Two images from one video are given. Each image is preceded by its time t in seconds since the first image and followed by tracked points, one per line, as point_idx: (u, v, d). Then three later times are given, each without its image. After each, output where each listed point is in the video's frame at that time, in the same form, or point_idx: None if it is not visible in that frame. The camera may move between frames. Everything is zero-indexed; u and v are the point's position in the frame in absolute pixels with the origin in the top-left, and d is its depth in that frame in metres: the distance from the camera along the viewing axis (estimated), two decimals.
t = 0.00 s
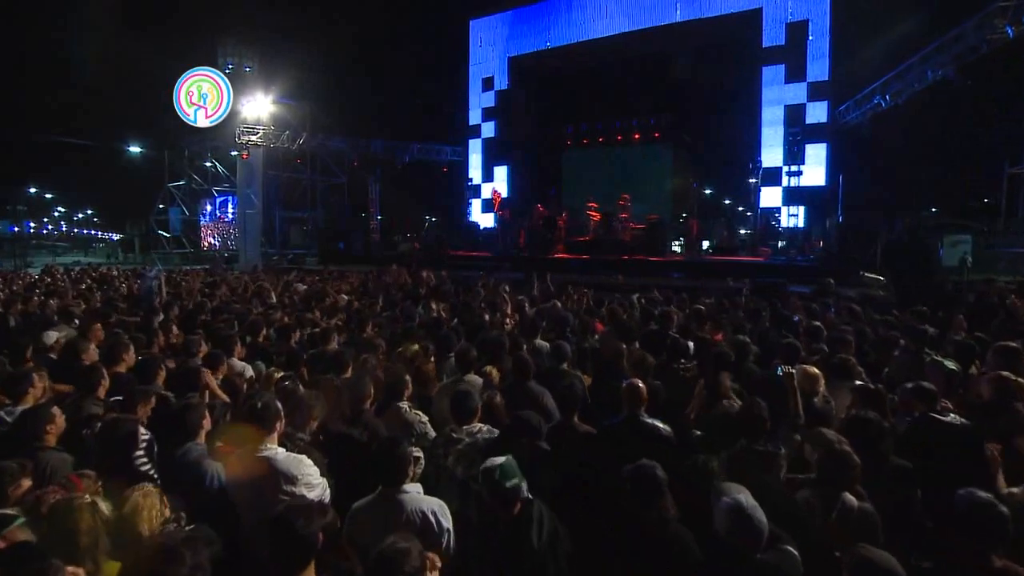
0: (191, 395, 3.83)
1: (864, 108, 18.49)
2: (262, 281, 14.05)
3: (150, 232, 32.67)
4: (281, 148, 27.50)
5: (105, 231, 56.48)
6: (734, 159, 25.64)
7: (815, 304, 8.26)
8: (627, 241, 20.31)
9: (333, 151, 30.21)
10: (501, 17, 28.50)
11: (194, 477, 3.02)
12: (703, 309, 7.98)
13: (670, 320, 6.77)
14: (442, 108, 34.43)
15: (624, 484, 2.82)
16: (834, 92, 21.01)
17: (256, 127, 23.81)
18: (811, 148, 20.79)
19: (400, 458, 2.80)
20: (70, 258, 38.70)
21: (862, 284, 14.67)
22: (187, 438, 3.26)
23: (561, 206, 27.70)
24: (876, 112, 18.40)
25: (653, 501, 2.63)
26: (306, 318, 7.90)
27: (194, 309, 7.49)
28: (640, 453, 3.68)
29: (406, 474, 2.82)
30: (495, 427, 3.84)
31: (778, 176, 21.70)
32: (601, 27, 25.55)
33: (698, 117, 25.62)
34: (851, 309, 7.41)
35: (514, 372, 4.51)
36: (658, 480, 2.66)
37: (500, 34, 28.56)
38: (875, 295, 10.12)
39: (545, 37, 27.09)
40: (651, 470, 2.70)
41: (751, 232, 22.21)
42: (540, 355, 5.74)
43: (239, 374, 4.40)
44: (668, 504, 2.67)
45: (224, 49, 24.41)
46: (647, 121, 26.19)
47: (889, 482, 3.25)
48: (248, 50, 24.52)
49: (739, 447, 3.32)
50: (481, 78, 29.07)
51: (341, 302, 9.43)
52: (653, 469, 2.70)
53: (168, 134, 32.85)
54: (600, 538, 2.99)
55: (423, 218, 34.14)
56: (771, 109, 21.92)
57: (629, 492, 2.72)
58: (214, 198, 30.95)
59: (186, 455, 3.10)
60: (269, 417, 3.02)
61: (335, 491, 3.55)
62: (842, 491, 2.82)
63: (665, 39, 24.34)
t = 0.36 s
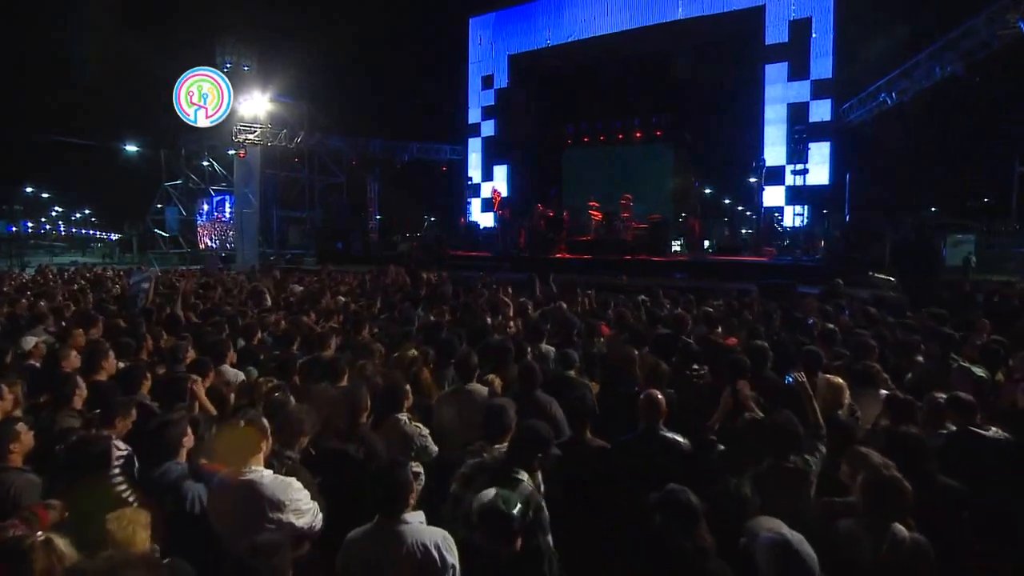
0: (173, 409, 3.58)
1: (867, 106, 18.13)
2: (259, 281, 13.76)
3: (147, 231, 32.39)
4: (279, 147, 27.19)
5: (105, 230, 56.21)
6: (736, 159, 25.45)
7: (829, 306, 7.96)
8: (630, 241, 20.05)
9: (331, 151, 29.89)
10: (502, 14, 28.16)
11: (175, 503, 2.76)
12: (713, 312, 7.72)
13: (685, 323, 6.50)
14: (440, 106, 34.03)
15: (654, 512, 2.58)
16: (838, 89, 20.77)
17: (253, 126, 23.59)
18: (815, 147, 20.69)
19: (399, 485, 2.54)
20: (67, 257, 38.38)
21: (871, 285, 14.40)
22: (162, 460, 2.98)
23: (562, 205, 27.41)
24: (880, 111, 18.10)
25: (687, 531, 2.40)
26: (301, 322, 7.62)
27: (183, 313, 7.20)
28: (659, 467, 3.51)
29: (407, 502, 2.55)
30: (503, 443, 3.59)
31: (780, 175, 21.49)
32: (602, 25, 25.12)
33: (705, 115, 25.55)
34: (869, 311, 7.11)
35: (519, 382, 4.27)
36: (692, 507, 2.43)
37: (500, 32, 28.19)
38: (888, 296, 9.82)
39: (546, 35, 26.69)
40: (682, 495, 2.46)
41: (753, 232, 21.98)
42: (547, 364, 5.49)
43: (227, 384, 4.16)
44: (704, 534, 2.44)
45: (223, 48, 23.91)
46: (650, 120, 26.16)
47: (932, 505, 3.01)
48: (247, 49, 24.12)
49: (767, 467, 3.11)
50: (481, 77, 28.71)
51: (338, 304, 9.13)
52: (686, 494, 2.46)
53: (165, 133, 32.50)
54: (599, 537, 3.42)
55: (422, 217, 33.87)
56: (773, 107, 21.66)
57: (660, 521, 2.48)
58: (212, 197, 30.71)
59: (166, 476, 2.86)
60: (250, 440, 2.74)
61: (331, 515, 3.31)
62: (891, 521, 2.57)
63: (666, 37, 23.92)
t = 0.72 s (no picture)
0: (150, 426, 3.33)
1: (871, 104, 17.87)
2: (255, 282, 13.52)
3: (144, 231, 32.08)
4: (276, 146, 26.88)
5: (106, 230, 55.87)
6: (737, 159, 25.25)
7: (842, 308, 7.71)
8: (631, 240, 19.80)
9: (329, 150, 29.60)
10: (501, 13, 27.89)
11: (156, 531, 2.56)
12: (721, 315, 7.48)
13: (696, 327, 6.26)
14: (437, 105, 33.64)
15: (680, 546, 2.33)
16: (842, 87, 20.59)
17: (249, 124, 23.46)
18: (818, 146, 20.52)
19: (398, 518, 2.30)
20: (64, 258, 38.03)
21: (878, 286, 14.10)
22: (137, 486, 2.74)
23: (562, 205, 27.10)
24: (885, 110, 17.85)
25: (719, 567, 2.15)
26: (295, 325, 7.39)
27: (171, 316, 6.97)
28: (676, 487, 3.29)
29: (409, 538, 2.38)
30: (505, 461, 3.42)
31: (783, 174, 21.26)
32: (602, 23, 24.92)
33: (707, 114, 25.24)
34: (884, 314, 6.87)
35: (524, 391, 4.09)
36: (725, 543, 2.17)
37: (499, 30, 27.94)
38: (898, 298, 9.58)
39: (547, 33, 26.41)
40: (711, 527, 2.21)
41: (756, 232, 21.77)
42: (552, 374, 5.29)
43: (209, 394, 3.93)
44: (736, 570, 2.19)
45: (220, 47, 23.38)
46: (651, 118, 25.57)
47: (979, 531, 2.76)
48: (244, 48, 23.63)
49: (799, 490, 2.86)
50: (480, 75, 28.41)
51: (333, 307, 8.89)
52: (716, 527, 2.21)
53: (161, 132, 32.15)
54: (599, 537, 3.44)
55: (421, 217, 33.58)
56: (776, 106, 21.43)
57: (687, 556, 2.24)
58: (208, 197, 30.44)
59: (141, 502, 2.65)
60: (233, 461, 2.46)
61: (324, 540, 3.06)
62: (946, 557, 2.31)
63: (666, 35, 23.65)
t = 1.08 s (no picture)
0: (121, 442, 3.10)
1: (874, 103, 17.64)
2: (249, 284, 13.27)
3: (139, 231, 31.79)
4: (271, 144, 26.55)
5: (102, 230, 55.58)
6: (738, 158, 25.00)
7: (856, 310, 7.44)
8: (631, 240, 19.53)
9: (325, 150, 29.27)
10: (499, 11, 27.56)
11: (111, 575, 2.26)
12: (731, 318, 7.19)
13: (706, 332, 6.02)
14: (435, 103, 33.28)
15: None
16: (843, 86, 20.39)
17: (244, 123, 23.14)
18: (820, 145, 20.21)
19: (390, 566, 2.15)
20: (59, 258, 37.64)
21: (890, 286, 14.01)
22: (96, 517, 2.49)
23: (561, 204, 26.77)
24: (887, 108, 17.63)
25: None
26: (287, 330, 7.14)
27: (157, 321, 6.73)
28: (709, 517, 2.98)
29: None
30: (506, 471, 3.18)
31: (785, 173, 21.05)
32: (600, 21, 24.62)
33: (710, 113, 24.87)
34: (901, 316, 6.59)
35: (528, 402, 3.84)
36: None
37: (496, 28, 27.59)
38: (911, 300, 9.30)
39: (545, 30, 25.91)
40: None
41: (757, 232, 21.54)
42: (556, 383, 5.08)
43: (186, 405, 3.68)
44: None
45: (215, 45, 22.92)
46: (652, 117, 25.00)
47: None
48: (241, 47, 23.20)
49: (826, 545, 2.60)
50: (478, 74, 28.11)
51: (328, 310, 8.64)
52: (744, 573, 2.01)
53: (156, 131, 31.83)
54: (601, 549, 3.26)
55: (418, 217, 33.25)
56: (777, 104, 21.17)
57: None
58: (203, 196, 30.17)
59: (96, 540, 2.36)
60: (204, 490, 2.18)
61: (313, 570, 2.83)
62: None
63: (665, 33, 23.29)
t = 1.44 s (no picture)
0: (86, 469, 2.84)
1: (877, 100, 17.45)
2: (243, 285, 13.02)
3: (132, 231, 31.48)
4: (265, 143, 26.22)
5: (97, 230, 55.18)
6: (737, 158, 24.73)
7: (869, 313, 7.19)
8: (631, 240, 19.25)
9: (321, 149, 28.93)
10: (497, 9, 27.31)
11: None
12: (739, 321, 6.93)
13: (715, 336, 5.77)
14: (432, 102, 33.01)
15: None
16: (844, 84, 20.24)
17: (239, 121, 22.82)
18: (823, 144, 20.00)
19: None
20: (52, 258, 37.21)
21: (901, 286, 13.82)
22: (36, 564, 2.21)
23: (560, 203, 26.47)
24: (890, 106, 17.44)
25: None
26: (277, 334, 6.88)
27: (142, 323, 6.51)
28: (738, 543, 2.73)
29: None
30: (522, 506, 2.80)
31: (785, 172, 20.86)
32: (600, 19, 24.47)
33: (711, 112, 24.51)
34: (917, 318, 6.35)
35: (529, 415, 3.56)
36: None
37: (494, 26, 27.35)
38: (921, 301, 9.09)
39: (544, 27, 26.00)
40: None
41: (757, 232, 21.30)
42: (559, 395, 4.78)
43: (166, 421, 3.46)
44: None
45: (211, 44, 22.70)
46: (651, 116, 24.56)
47: None
48: (236, 45, 22.90)
49: None
50: (475, 72, 27.88)
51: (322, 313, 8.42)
52: None
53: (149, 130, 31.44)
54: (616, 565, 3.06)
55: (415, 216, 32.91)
56: (777, 103, 21.01)
57: None
58: (197, 195, 29.39)
59: None
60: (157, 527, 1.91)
61: None
62: None
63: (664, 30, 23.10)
